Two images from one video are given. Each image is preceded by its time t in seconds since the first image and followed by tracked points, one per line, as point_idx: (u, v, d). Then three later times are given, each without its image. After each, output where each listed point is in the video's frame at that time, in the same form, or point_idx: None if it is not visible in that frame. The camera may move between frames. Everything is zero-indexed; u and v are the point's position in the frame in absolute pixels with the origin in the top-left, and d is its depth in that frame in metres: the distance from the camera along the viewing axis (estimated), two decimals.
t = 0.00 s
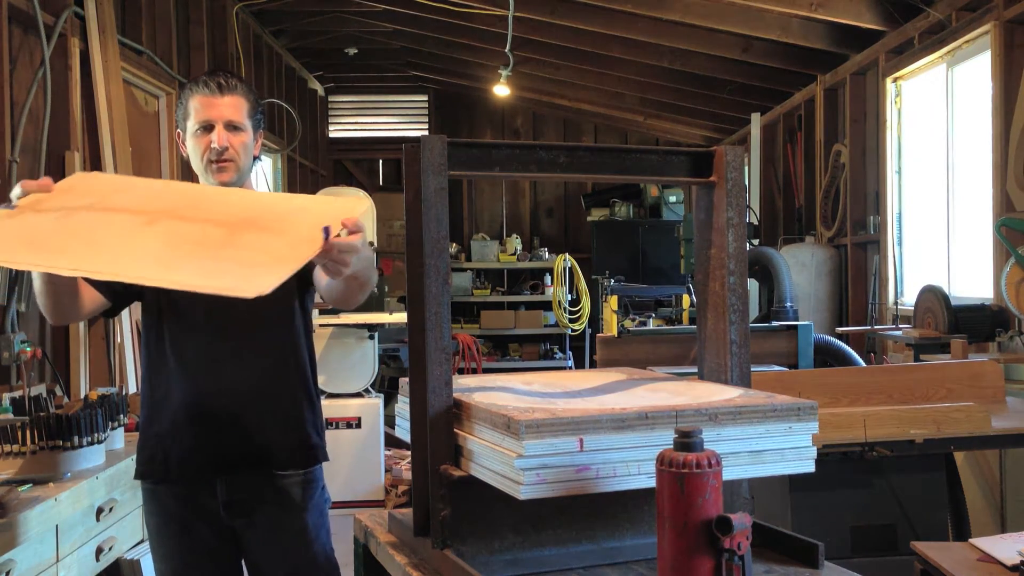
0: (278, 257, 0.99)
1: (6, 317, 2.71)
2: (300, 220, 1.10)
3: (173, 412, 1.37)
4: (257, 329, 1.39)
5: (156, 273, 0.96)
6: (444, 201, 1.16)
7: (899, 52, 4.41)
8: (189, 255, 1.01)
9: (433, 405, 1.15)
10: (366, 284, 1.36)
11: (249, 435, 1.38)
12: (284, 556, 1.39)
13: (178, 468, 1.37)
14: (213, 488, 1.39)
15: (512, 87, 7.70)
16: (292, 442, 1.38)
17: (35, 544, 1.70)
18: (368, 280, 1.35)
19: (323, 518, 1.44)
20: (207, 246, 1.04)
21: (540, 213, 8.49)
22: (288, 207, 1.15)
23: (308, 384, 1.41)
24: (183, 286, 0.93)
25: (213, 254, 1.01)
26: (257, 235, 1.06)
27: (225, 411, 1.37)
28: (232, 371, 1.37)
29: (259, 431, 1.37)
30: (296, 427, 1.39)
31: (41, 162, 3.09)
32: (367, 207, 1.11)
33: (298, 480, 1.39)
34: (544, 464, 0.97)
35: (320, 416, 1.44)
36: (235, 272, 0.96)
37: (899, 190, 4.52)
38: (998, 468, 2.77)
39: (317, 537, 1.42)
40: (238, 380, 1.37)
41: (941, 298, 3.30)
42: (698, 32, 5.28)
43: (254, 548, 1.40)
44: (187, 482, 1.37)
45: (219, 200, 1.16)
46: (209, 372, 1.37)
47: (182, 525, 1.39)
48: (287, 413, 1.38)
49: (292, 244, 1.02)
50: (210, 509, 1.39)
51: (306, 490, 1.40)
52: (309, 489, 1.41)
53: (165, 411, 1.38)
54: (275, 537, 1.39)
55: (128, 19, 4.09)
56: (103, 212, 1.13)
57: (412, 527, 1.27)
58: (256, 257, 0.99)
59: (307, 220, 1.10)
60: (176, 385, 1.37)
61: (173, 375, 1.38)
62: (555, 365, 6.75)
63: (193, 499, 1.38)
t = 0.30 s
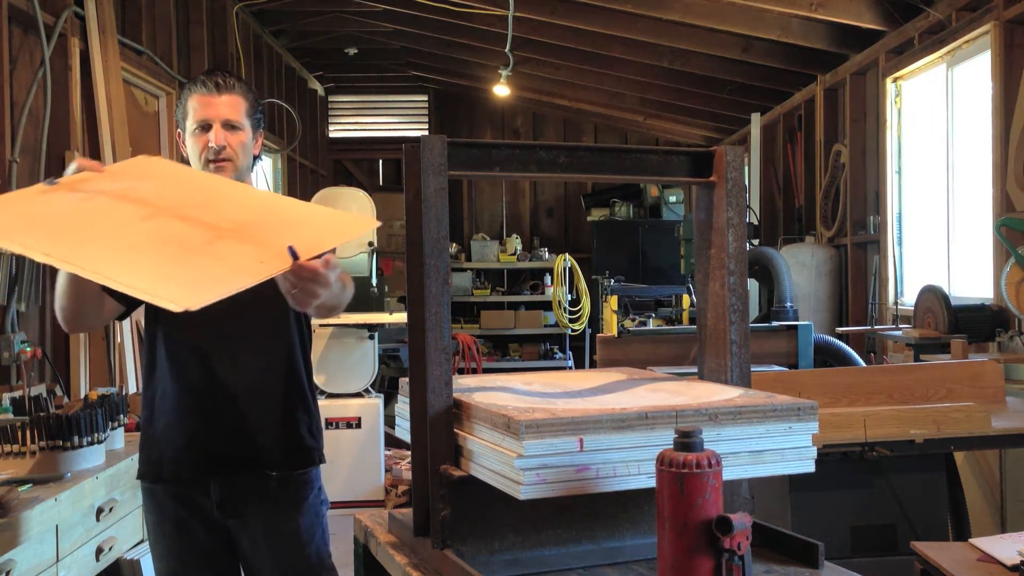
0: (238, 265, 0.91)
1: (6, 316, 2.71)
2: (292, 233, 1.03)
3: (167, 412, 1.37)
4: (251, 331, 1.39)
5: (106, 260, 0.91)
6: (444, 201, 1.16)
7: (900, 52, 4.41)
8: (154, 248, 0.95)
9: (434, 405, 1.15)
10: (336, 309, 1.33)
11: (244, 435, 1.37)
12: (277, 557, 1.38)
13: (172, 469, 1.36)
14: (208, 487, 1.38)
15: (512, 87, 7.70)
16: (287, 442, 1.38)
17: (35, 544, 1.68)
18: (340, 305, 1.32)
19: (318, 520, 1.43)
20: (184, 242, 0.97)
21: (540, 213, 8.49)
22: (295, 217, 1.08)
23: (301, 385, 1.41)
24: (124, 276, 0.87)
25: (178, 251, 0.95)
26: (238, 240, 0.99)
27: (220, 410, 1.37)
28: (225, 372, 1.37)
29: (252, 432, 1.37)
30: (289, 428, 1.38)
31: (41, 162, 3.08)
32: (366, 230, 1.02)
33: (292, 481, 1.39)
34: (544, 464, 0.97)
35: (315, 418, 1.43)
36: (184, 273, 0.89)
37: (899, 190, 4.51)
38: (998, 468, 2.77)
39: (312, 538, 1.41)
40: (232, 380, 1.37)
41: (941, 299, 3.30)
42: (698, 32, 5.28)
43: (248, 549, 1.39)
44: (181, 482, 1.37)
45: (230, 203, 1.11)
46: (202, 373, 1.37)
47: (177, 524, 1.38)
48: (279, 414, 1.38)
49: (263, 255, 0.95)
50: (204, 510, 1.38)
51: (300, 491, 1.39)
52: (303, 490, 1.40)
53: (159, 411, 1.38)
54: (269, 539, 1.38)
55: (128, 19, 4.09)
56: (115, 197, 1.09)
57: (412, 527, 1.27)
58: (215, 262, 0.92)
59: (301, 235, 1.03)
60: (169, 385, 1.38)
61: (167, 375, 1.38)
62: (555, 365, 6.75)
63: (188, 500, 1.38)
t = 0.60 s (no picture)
0: (220, 270, 0.90)
1: (6, 317, 2.71)
2: (295, 249, 1.01)
3: (165, 411, 1.38)
4: (250, 332, 1.39)
5: (98, 245, 0.90)
6: (444, 201, 1.16)
7: (899, 52, 4.41)
8: (151, 242, 0.94)
9: (433, 406, 1.15)
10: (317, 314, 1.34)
11: (241, 435, 1.36)
12: (274, 557, 1.37)
13: (169, 468, 1.36)
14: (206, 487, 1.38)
15: (512, 87, 7.70)
16: (285, 442, 1.37)
17: (35, 544, 1.68)
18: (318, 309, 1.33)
19: (317, 520, 1.43)
20: (181, 242, 0.96)
21: (540, 214, 8.49)
22: (308, 234, 1.06)
23: (298, 385, 1.40)
24: (108, 264, 0.87)
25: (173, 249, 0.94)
26: (237, 248, 0.97)
27: (218, 409, 1.36)
28: (223, 371, 1.37)
29: (248, 432, 1.36)
30: (286, 428, 1.38)
31: (41, 162, 3.09)
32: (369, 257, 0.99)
33: (290, 481, 1.38)
34: (544, 464, 0.97)
35: (313, 418, 1.42)
36: (166, 271, 0.87)
37: (899, 190, 4.51)
38: (998, 468, 2.77)
39: (310, 539, 1.40)
40: (232, 380, 1.37)
41: (941, 299, 3.30)
42: (698, 32, 5.28)
43: (246, 549, 1.38)
44: (178, 482, 1.37)
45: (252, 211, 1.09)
46: (200, 373, 1.37)
47: (176, 524, 1.38)
48: (276, 413, 1.38)
49: (251, 267, 0.93)
50: (202, 510, 1.38)
51: (297, 491, 1.39)
52: (300, 490, 1.39)
53: (159, 410, 1.39)
54: (266, 540, 1.37)
55: (128, 19, 4.09)
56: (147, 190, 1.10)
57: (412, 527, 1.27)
58: (202, 264, 0.90)
59: (304, 251, 1.01)
60: (168, 384, 1.38)
61: (166, 375, 1.39)
62: (555, 365, 6.75)
63: (185, 499, 1.37)
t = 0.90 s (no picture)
0: (211, 288, 0.97)
1: (6, 317, 2.71)
2: (293, 268, 1.06)
3: (166, 409, 1.38)
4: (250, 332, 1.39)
5: (103, 251, 0.99)
6: (444, 201, 1.16)
7: (899, 52, 4.41)
8: (155, 251, 1.03)
9: (433, 405, 1.15)
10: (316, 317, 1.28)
11: (241, 434, 1.36)
12: (274, 557, 1.37)
13: (169, 467, 1.36)
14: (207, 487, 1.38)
15: (512, 87, 7.70)
16: (284, 442, 1.37)
17: (35, 544, 1.68)
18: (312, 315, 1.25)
19: (317, 520, 1.42)
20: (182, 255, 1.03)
21: (540, 214, 8.48)
22: (313, 253, 1.11)
23: (298, 384, 1.40)
24: (106, 269, 0.96)
25: (173, 260, 1.02)
26: (235, 264, 1.04)
27: (217, 409, 1.36)
28: (223, 371, 1.37)
29: (248, 431, 1.36)
30: (285, 428, 1.38)
31: (41, 161, 3.09)
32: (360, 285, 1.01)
33: (289, 481, 1.38)
34: (544, 464, 0.97)
35: (312, 417, 1.42)
36: (154, 282, 0.96)
37: (899, 190, 4.51)
38: (998, 468, 2.77)
39: (310, 538, 1.40)
40: (232, 379, 1.37)
41: (941, 299, 3.30)
42: (698, 32, 5.28)
43: (246, 548, 1.38)
44: (178, 481, 1.37)
45: (267, 226, 1.15)
46: (200, 372, 1.37)
47: (176, 523, 1.38)
48: (276, 413, 1.38)
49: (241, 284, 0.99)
50: (202, 509, 1.38)
51: (297, 490, 1.39)
52: (300, 490, 1.39)
53: (159, 408, 1.39)
54: (265, 539, 1.37)
55: (128, 19, 4.09)
56: (175, 199, 1.18)
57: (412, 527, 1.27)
58: (196, 281, 0.98)
59: (302, 271, 1.06)
60: (170, 383, 1.39)
61: (167, 373, 1.39)
62: (555, 365, 6.75)
63: (185, 498, 1.37)
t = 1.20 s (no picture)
0: (200, 292, 0.98)
1: (6, 317, 2.71)
2: (288, 270, 1.06)
3: (166, 408, 1.38)
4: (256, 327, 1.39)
5: (100, 252, 1.01)
6: (444, 201, 1.16)
7: (900, 52, 4.41)
8: (153, 252, 1.04)
9: (433, 405, 1.15)
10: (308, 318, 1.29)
11: (240, 434, 1.36)
12: (272, 556, 1.37)
13: (169, 466, 1.36)
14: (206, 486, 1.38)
15: (511, 87, 7.70)
16: (283, 442, 1.37)
17: (35, 544, 1.68)
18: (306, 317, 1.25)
19: (316, 520, 1.42)
20: (178, 257, 1.04)
21: (540, 214, 8.48)
22: (313, 255, 1.10)
23: (297, 385, 1.40)
24: (102, 273, 0.98)
25: (169, 261, 1.03)
26: (229, 265, 1.05)
27: (217, 409, 1.36)
28: (223, 370, 1.37)
29: (247, 430, 1.36)
30: (285, 428, 1.38)
31: (41, 161, 3.09)
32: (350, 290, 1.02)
33: (288, 481, 1.38)
34: (544, 464, 0.97)
35: (312, 418, 1.42)
36: (145, 285, 0.97)
37: (898, 190, 4.52)
38: (998, 468, 2.77)
39: (309, 538, 1.39)
40: (232, 379, 1.37)
41: (941, 299, 3.30)
42: (698, 32, 5.28)
43: (244, 547, 1.38)
44: (178, 480, 1.37)
45: (271, 226, 1.15)
46: (200, 372, 1.37)
47: (176, 522, 1.38)
48: (275, 413, 1.38)
49: (229, 285, 1.01)
50: (202, 509, 1.37)
51: (296, 490, 1.39)
52: (299, 489, 1.39)
53: (160, 408, 1.40)
54: (263, 539, 1.37)
55: (128, 19, 4.09)
56: (184, 197, 1.18)
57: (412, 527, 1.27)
58: (186, 285, 0.99)
59: (298, 274, 1.06)
60: (170, 383, 1.39)
61: (169, 373, 1.39)
62: (555, 365, 6.75)
63: (186, 498, 1.37)
